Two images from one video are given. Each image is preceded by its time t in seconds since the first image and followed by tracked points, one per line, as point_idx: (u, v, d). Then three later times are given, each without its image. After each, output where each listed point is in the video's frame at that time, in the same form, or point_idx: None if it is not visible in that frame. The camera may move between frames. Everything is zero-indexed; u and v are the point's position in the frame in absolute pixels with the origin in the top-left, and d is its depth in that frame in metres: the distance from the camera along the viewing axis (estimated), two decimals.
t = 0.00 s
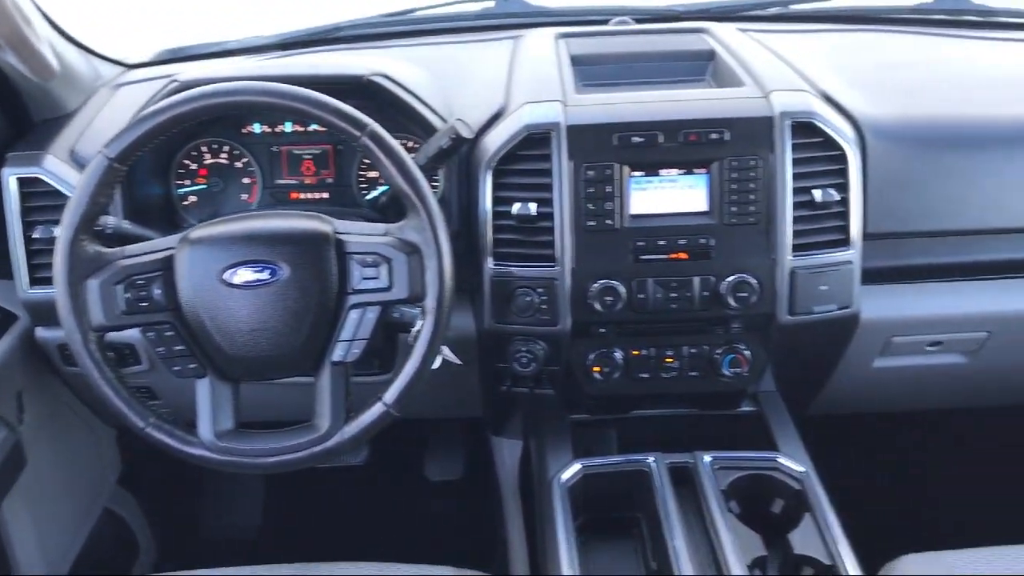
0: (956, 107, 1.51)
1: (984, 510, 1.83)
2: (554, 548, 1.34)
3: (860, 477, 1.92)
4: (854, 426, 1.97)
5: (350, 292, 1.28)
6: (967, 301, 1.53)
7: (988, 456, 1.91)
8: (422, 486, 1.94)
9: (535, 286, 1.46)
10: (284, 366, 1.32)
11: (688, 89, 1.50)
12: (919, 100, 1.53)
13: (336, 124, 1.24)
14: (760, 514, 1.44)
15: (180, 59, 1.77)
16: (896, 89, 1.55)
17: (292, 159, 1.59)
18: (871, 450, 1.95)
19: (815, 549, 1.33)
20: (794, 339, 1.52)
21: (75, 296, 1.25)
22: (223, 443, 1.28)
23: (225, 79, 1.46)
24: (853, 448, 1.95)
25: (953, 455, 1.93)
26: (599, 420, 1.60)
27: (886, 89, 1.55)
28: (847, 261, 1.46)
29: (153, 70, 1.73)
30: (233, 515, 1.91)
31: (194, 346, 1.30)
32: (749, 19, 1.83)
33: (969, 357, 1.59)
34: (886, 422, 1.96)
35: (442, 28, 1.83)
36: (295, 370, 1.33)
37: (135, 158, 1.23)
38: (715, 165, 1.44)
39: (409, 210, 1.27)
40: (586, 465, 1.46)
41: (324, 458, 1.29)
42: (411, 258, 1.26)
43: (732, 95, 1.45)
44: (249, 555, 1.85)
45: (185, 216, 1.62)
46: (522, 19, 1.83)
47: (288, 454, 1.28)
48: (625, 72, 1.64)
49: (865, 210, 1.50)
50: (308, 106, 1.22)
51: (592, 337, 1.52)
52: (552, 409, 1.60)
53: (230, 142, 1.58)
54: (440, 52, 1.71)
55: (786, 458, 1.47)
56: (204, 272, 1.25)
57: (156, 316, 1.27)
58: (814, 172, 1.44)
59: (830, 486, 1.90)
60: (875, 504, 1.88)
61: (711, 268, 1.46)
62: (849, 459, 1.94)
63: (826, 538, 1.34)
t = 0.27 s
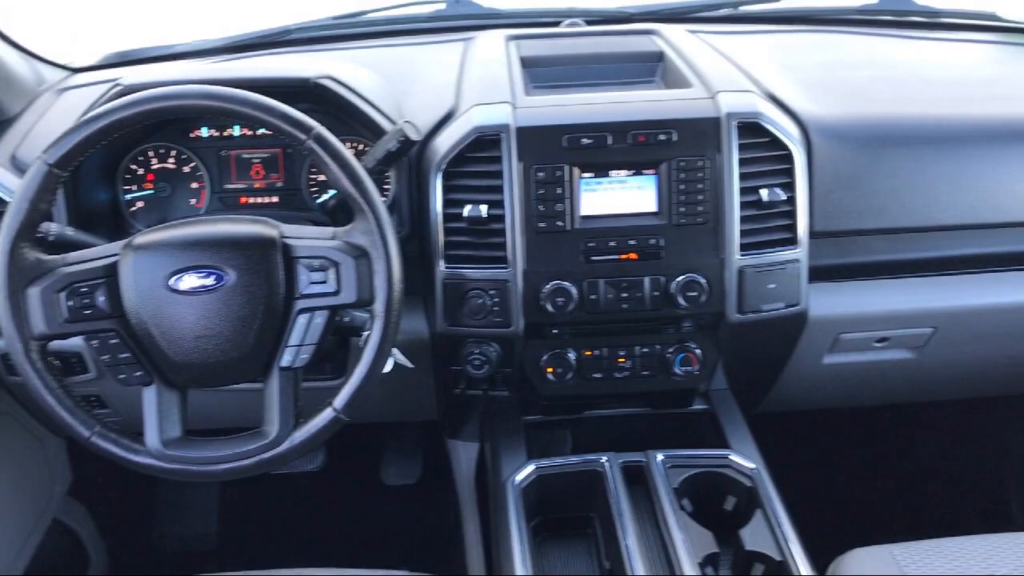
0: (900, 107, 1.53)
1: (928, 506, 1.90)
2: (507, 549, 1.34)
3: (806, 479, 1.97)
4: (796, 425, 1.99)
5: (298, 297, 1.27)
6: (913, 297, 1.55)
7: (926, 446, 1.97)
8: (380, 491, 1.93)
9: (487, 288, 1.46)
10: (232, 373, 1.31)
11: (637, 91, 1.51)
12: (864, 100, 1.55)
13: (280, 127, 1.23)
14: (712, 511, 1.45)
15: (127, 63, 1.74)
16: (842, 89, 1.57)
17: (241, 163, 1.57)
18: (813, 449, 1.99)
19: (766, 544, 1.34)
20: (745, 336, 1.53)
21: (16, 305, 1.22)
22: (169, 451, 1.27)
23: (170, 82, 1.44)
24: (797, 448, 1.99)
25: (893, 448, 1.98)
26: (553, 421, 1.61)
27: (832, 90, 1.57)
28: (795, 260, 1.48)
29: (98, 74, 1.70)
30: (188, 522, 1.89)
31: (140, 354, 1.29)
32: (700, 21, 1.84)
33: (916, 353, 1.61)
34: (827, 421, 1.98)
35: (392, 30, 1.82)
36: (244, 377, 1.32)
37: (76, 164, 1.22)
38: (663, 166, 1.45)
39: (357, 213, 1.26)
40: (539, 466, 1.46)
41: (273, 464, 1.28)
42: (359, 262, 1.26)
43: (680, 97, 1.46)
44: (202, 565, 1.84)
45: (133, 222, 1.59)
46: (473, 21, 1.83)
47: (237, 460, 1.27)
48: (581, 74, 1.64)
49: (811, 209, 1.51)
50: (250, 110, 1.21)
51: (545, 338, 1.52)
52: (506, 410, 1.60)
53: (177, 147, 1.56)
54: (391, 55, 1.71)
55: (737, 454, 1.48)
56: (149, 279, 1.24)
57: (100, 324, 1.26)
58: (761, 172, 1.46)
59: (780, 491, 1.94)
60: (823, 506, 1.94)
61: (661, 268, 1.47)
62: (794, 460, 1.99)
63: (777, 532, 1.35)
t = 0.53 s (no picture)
0: (847, 107, 1.55)
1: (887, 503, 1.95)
2: (464, 553, 1.34)
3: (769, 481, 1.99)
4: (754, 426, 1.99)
5: (247, 303, 1.26)
6: (865, 295, 1.56)
7: (882, 441, 1.99)
8: (336, 500, 1.94)
9: (441, 292, 1.45)
10: (182, 381, 1.29)
11: (588, 94, 1.52)
12: (812, 102, 1.57)
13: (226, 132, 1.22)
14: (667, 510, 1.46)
15: (73, 69, 1.71)
16: (790, 91, 1.59)
17: (191, 169, 1.56)
18: (774, 450, 2.00)
19: (722, 543, 1.35)
20: (698, 335, 1.54)
21: None
22: (117, 461, 1.25)
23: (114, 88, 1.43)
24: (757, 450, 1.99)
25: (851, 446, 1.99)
26: (510, 424, 1.61)
27: (781, 91, 1.59)
28: (745, 260, 1.50)
29: (44, 80, 1.68)
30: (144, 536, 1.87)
31: (86, 364, 1.27)
32: (653, 23, 1.84)
33: (867, 349, 1.63)
34: (785, 421, 1.98)
35: (345, 34, 1.82)
36: (194, 385, 1.30)
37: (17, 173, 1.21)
38: (614, 168, 1.45)
39: (306, 219, 1.26)
40: (495, 469, 1.46)
41: (224, 473, 1.27)
42: (308, 267, 1.25)
43: (630, 99, 1.47)
44: None
45: (80, 230, 1.57)
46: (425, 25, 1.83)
47: (187, 470, 1.26)
48: (535, 78, 1.64)
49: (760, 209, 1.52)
50: (196, 115, 1.20)
51: (501, 341, 1.51)
52: (462, 414, 1.60)
53: (126, 153, 1.54)
54: (344, 59, 1.71)
55: (692, 454, 1.48)
56: (93, 287, 1.22)
57: (45, 333, 1.24)
58: (711, 173, 1.47)
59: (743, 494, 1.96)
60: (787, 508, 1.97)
61: (614, 270, 1.47)
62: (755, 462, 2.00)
63: (731, 531, 1.36)
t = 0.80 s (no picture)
0: (799, 109, 1.57)
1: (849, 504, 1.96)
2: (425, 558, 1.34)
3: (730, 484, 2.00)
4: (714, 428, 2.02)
5: (201, 313, 1.25)
6: (823, 293, 1.57)
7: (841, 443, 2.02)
8: (300, 508, 1.93)
9: (399, 298, 1.44)
10: (135, 393, 1.28)
11: (543, 98, 1.52)
12: (765, 104, 1.58)
13: (176, 140, 1.21)
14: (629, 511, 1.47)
15: (23, 78, 1.68)
16: (744, 94, 1.60)
17: (145, 178, 1.54)
18: (736, 452, 2.02)
19: (682, 543, 1.36)
20: (657, 336, 1.55)
21: None
22: (70, 475, 1.24)
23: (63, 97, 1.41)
24: (718, 451, 2.02)
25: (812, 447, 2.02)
26: (472, 430, 1.60)
27: (734, 94, 1.60)
28: (701, 261, 1.51)
29: None
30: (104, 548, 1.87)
31: (37, 377, 1.25)
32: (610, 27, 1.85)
33: (824, 348, 1.65)
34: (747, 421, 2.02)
35: (301, 41, 1.81)
36: (148, 397, 1.29)
37: None
38: (570, 172, 1.46)
39: (259, 227, 1.25)
40: (457, 475, 1.46)
41: (179, 485, 1.26)
42: (262, 275, 1.24)
43: (584, 104, 1.48)
44: None
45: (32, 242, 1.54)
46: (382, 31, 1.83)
47: (142, 482, 1.25)
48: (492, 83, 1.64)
49: (716, 210, 1.53)
50: (145, 124, 1.19)
51: (461, 346, 1.51)
52: (423, 420, 1.59)
53: (78, 163, 1.53)
54: (299, 66, 1.70)
55: (652, 454, 1.49)
56: (42, 299, 1.21)
57: None
58: (666, 175, 1.48)
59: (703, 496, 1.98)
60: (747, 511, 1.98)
61: (572, 273, 1.48)
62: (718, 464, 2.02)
63: (691, 531, 1.37)
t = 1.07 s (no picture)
0: (751, 112, 1.59)
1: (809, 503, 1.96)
2: (384, 566, 1.33)
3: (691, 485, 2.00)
4: (672, 429, 2.04)
5: (153, 324, 1.24)
6: (777, 292, 1.59)
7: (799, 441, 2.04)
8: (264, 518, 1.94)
9: (355, 306, 1.44)
10: (88, 407, 1.27)
11: (497, 104, 1.53)
12: (717, 107, 1.60)
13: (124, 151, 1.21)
14: (589, 513, 1.48)
15: None
16: (697, 98, 1.62)
17: (98, 191, 1.53)
18: (696, 453, 2.04)
19: (641, 544, 1.37)
20: (615, 338, 1.55)
21: None
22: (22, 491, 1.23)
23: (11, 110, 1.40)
24: (678, 452, 2.03)
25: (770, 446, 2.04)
26: (432, 436, 1.60)
27: (686, 97, 1.62)
28: (656, 263, 1.52)
29: None
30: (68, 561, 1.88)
31: None
32: (566, 34, 1.87)
33: (779, 347, 1.67)
34: (705, 421, 2.05)
35: (257, 50, 1.81)
36: (101, 411, 1.28)
37: None
38: (524, 177, 1.46)
39: (210, 237, 1.25)
40: (417, 482, 1.46)
41: (133, 498, 1.25)
42: (214, 286, 1.24)
43: (537, 109, 1.49)
44: None
45: None
46: (339, 40, 1.83)
47: (98, 496, 1.23)
48: (447, 90, 1.64)
49: (670, 212, 1.54)
50: (94, 136, 1.19)
51: (419, 353, 1.50)
52: (383, 428, 1.59)
53: (29, 177, 1.51)
54: (253, 76, 1.70)
55: (611, 456, 1.50)
56: None
57: None
58: (619, 178, 1.49)
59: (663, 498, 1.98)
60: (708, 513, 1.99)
61: (528, 277, 1.48)
62: (678, 465, 2.03)
63: (650, 531, 1.38)
